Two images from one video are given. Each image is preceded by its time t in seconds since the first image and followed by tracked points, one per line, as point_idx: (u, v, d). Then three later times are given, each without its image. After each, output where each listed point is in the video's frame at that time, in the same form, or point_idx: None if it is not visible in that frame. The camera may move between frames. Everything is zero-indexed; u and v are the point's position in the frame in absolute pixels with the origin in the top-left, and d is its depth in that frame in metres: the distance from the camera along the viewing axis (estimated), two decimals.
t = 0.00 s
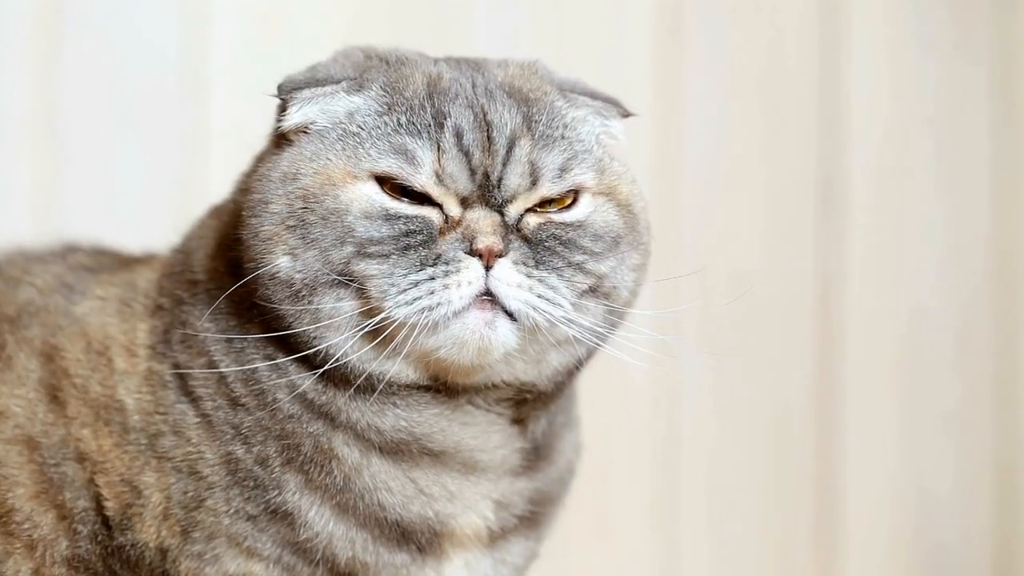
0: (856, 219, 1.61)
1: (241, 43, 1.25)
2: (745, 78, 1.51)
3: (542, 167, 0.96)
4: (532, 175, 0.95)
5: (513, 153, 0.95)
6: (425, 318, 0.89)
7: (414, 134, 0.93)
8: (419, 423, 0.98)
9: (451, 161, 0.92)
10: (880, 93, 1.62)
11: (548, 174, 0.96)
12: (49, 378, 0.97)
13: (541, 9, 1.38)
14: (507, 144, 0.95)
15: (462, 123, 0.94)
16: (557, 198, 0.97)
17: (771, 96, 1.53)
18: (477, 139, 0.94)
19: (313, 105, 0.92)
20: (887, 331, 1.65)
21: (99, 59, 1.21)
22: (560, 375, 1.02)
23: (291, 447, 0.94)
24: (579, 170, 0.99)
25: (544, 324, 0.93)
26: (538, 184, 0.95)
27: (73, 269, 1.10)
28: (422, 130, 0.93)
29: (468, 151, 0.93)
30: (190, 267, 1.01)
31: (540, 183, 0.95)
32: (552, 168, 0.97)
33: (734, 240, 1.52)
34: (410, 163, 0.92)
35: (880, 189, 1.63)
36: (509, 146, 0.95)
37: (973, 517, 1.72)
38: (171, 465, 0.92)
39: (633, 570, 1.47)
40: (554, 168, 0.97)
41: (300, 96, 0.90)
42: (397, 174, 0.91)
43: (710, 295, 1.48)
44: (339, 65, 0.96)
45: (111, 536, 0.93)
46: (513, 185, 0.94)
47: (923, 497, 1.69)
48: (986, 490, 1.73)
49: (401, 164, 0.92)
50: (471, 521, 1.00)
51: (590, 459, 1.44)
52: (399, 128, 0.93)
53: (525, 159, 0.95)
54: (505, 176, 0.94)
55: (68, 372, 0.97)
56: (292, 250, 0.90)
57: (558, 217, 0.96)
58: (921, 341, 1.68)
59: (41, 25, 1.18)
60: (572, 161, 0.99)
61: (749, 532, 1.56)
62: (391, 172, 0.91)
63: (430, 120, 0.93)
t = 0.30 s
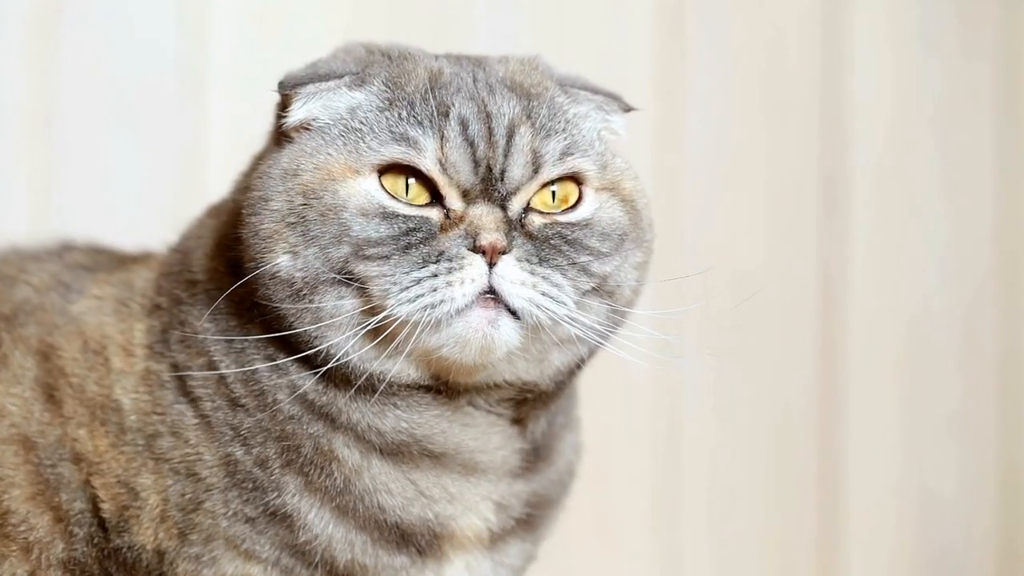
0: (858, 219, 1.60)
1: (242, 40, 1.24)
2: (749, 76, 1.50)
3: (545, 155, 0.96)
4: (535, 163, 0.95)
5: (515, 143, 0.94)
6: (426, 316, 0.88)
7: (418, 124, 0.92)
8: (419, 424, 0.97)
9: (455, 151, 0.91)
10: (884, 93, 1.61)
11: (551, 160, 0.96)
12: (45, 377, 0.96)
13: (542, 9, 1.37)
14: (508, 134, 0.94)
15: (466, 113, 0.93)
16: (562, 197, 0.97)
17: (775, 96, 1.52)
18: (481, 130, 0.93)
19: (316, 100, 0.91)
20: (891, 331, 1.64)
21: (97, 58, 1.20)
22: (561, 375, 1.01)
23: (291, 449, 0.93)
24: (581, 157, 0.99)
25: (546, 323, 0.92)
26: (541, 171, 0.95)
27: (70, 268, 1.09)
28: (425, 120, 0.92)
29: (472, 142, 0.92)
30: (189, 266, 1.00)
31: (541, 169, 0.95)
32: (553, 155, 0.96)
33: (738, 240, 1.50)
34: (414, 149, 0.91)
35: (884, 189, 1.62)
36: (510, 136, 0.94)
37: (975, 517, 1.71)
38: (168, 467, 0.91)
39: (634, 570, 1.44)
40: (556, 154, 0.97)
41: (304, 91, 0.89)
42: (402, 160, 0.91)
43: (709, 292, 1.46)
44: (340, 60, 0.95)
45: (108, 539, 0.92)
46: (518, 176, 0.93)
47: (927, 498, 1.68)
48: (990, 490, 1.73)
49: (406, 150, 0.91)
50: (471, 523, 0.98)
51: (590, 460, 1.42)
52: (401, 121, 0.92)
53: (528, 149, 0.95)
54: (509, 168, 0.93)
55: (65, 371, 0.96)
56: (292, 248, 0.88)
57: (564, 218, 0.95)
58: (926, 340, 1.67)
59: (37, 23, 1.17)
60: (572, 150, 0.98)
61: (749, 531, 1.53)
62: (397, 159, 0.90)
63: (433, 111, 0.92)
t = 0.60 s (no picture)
0: (862, 219, 1.59)
1: (239, 41, 1.24)
2: (752, 74, 1.49)
3: (557, 143, 0.96)
4: (548, 152, 0.94)
5: (528, 132, 0.93)
6: (444, 306, 0.86)
7: (432, 113, 0.90)
8: (422, 423, 0.96)
9: (470, 139, 0.90)
10: (887, 92, 1.61)
11: (563, 148, 0.96)
12: (40, 377, 0.94)
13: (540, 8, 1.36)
14: (521, 122, 0.93)
15: (479, 102, 0.92)
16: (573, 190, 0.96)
17: (778, 95, 1.51)
18: (495, 119, 0.92)
19: (326, 92, 0.90)
20: (895, 331, 1.64)
21: (91, 55, 1.18)
22: (563, 373, 1.00)
23: (290, 450, 0.91)
24: (591, 148, 0.99)
25: (560, 315, 0.91)
26: (554, 160, 0.94)
27: (65, 267, 1.07)
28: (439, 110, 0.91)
29: (488, 130, 0.91)
30: (187, 265, 0.99)
31: (555, 158, 0.95)
32: (566, 143, 0.96)
33: (741, 238, 1.49)
34: (429, 138, 0.89)
35: (887, 189, 1.61)
36: (524, 125, 0.93)
37: (978, 519, 1.72)
38: (165, 468, 0.90)
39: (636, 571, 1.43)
40: (568, 142, 0.96)
41: (315, 83, 0.87)
42: (417, 150, 0.89)
43: (712, 288, 1.45)
44: (346, 53, 0.94)
45: (103, 541, 0.90)
46: (532, 166, 0.93)
47: (932, 500, 1.67)
48: (993, 488, 1.73)
49: (420, 139, 0.89)
50: (471, 524, 0.97)
51: (590, 460, 1.40)
52: (415, 110, 0.90)
53: (542, 138, 0.94)
54: (523, 158, 0.92)
55: (59, 370, 0.95)
56: (304, 240, 0.86)
57: (577, 209, 0.95)
58: (930, 341, 1.67)
59: (33, 18, 1.15)
60: (583, 141, 0.98)
61: (753, 533, 1.52)
62: (412, 148, 0.89)
63: (446, 100, 0.91)
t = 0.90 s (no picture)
0: (865, 219, 1.58)
1: (238, 40, 1.22)
2: (753, 73, 1.48)
3: (560, 147, 0.94)
4: (551, 156, 0.93)
5: (532, 136, 0.92)
6: (447, 312, 0.86)
7: (435, 116, 0.89)
8: (423, 427, 0.95)
9: (474, 143, 0.89)
10: (890, 92, 1.59)
11: (567, 152, 0.94)
12: (36, 380, 0.94)
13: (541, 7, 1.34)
14: (525, 127, 0.92)
15: (483, 105, 0.91)
16: (577, 195, 0.95)
17: (781, 93, 1.50)
18: (499, 122, 0.91)
19: (328, 94, 0.88)
20: (897, 332, 1.63)
21: (88, 53, 1.17)
22: (566, 378, 0.99)
23: (289, 454, 0.90)
24: (595, 152, 0.97)
25: (563, 320, 0.90)
26: (558, 165, 0.93)
27: (63, 268, 1.07)
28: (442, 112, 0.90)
29: (491, 134, 0.90)
30: (185, 267, 0.98)
31: (559, 163, 0.94)
32: (570, 147, 0.95)
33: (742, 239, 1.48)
34: (432, 141, 0.88)
35: (890, 189, 1.60)
36: (527, 129, 0.92)
37: (981, 519, 1.71)
38: (163, 471, 0.89)
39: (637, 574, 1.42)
40: (572, 146, 0.95)
41: (316, 86, 0.86)
42: (420, 153, 0.88)
43: (713, 295, 1.45)
44: (347, 54, 0.92)
45: (99, 545, 0.89)
46: (535, 171, 0.92)
47: (935, 501, 1.67)
48: (995, 488, 1.72)
49: (424, 142, 0.88)
50: (470, 527, 0.96)
51: (590, 463, 1.40)
52: (418, 114, 0.89)
53: (545, 143, 0.93)
54: (527, 162, 0.91)
55: (56, 374, 0.94)
56: (306, 244, 0.85)
57: (581, 214, 0.94)
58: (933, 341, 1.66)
59: (30, 15, 1.14)
60: (586, 145, 0.97)
61: (755, 535, 1.51)
62: (415, 151, 0.88)
63: (449, 103, 0.90)
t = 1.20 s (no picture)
0: (868, 219, 1.56)
1: (233, 39, 1.21)
2: (755, 73, 1.46)
3: (561, 170, 0.93)
4: (552, 179, 0.91)
5: (533, 159, 0.91)
6: (443, 334, 0.85)
7: (435, 137, 0.87)
8: (419, 436, 0.94)
9: (473, 167, 0.87)
10: (894, 91, 1.58)
11: (568, 176, 0.93)
12: (30, 383, 0.93)
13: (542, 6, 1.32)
14: (526, 149, 0.90)
15: (483, 126, 0.89)
16: (575, 211, 0.94)
17: (784, 92, 1.48)
18: (499, 143, 0.89)
19: (329, 105, 0.86)
20: (901, 333, 1.61)
21: (85, 51, 1.16)
22: (567, 390, 0.99)
23: (283, 459, 0.89)
24: (596, 175, 0.95)
25: (560, 341, 0.90)
26: (558, 188, 0.92)
27: (60, 269, 1.06)
28: (442, 132, 0.88)
29: (491, 157, 0.88)
30: (178, 267, 0.97)
31: (559, 187, 0.92)
32: (571, 171, 0.93)
33: (744, 239, 1.47)
34: (432, 165, 0.87)
35: (893, 188, 1.59)
36: (528, 151, 0.90)
37: (985, 522, 1.69)
38: (159, 473, 0.88)
39: None
40: (572, 170, 0.93)
41: (317, 97, 0.84)
42: (418, 177, 0.86)
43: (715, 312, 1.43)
44: (348, 61, 0.90)
45: (94, 547, 0.89)
46: (535, 193, 0.90)
47: (938, 503, 1.65)
48: (1000, 490, 1.71)
49: (423, 166, 0.86)
50: (467, 534, 0.95)
51: (592, 466, 1.38)
52: (418, 132, 0.87)
53: (546, 165, 0.91)
54: (526, 184, 0.89)
55: (50, 377, 0.93)
56: (301, 259, 0.84)
57: (579, 233, 0.92)
58: (936, 342, 1.65)
59: (26, 16, 1.12)
60: (589, 167, 0.95)
61: (757, 537, 1.50)
62: (412, 175, 0.86)
63: (450, 122, 0.88)
